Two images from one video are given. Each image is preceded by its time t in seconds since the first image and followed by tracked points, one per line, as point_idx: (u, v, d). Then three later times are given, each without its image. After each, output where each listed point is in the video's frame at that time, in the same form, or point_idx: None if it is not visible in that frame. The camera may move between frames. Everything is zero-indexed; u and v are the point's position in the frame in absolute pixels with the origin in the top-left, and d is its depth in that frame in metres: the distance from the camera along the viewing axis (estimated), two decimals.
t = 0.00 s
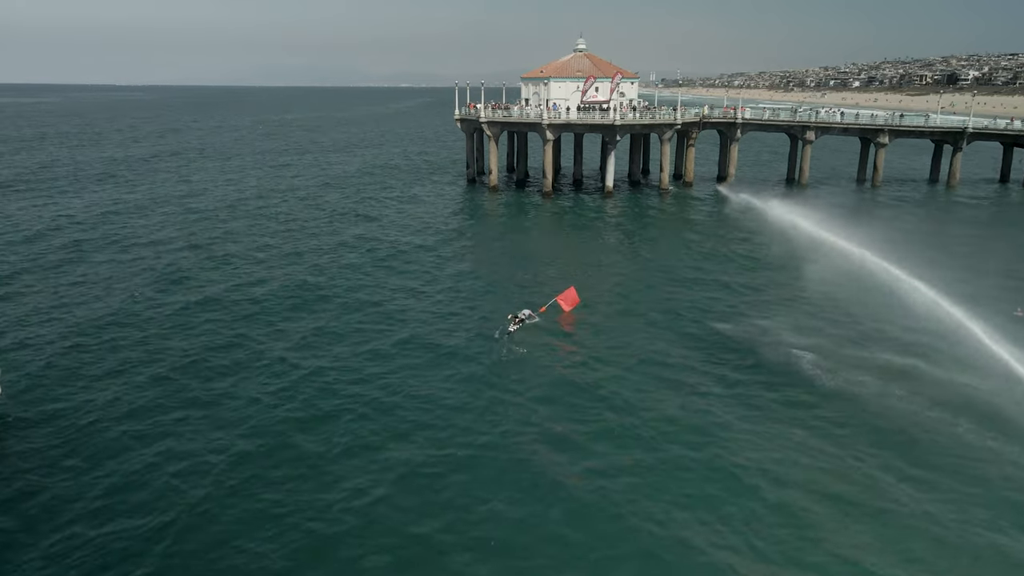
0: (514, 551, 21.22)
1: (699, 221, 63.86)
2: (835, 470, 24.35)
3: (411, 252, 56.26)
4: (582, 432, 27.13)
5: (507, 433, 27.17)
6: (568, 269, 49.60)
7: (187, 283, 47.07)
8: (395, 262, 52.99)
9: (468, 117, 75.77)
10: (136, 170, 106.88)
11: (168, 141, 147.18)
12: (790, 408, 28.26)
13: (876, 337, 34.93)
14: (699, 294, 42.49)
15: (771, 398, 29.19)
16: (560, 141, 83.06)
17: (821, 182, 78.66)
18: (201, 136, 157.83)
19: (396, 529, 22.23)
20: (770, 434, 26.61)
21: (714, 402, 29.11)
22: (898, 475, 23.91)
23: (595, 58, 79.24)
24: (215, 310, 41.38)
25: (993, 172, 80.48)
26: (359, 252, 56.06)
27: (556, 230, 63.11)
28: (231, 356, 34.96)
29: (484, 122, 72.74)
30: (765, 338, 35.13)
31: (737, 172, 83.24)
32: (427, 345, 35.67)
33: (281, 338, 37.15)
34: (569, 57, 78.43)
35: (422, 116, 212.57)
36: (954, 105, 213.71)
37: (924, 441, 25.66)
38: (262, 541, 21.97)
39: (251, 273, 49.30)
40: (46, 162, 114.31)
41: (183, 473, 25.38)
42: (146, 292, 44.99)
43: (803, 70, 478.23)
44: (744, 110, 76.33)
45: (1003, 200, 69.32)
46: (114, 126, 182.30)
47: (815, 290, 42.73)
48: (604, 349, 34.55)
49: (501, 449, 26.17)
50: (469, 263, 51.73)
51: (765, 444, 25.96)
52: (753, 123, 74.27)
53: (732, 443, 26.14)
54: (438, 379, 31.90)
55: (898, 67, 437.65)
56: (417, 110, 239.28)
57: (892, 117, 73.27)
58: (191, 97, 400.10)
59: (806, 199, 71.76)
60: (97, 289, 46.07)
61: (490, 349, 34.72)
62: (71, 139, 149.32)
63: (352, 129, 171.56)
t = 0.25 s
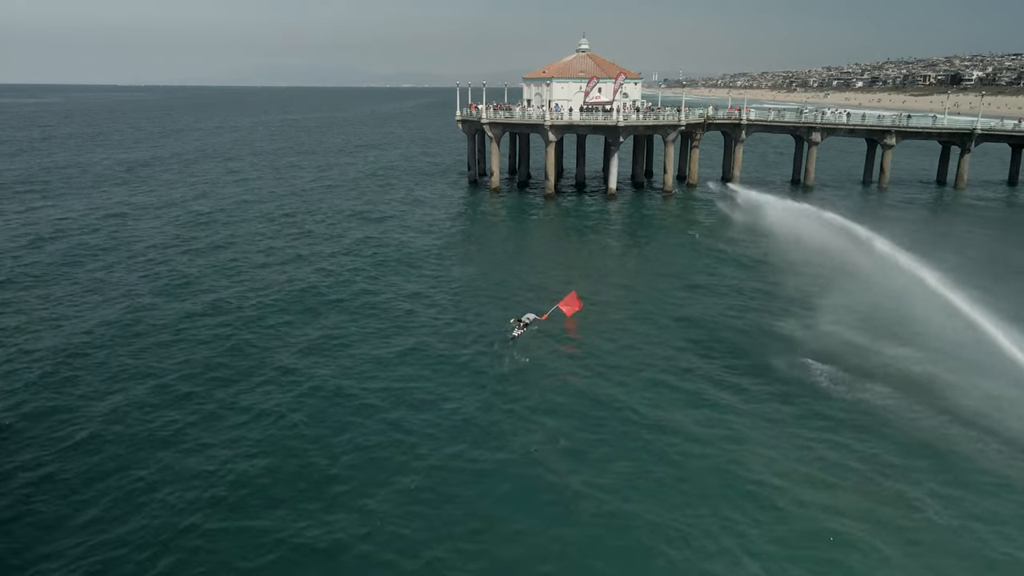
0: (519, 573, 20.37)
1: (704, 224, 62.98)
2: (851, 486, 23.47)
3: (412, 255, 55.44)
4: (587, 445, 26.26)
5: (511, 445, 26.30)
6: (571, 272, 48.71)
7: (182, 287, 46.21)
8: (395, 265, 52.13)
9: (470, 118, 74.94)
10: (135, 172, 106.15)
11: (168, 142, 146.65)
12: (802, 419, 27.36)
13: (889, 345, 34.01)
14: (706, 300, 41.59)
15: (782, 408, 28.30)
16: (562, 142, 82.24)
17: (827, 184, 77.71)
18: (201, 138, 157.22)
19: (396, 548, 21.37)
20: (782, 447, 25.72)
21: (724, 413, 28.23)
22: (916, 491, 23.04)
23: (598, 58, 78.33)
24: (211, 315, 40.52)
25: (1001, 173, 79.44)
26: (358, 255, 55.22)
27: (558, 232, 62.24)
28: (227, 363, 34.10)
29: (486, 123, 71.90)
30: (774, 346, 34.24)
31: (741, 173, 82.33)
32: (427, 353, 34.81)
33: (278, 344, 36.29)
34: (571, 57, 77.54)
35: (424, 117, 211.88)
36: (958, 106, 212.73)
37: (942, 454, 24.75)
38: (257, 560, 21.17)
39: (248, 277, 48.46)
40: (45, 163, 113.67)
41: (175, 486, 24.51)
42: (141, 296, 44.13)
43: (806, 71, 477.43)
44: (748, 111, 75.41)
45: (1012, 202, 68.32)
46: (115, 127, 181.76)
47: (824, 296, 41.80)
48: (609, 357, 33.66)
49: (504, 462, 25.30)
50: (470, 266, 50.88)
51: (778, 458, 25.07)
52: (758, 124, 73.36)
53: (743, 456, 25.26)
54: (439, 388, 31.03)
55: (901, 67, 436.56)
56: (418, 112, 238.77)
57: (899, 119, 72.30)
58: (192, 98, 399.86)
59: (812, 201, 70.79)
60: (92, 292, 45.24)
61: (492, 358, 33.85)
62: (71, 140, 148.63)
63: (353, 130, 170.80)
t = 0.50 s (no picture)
0: None
1: (708, 227, 62.04)
2: (867, 504, 22.54)
3: (411, 257, 54.57)
4: (592, 460, 25.33)
5: (512, 459, 25.38)
6: (574, 276, 47.77)
7: (177, 290, 45.33)
8: (394, 268, 51.22)
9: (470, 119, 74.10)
10: (133, 172, 105.36)
11: (167, 143, 145.84)
12: (814, 433, 26.40)
13: (902, 353, 33.05)
14: (711, 306, 40.65)
15: (793, 421, 27.38)
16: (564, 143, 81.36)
17: (832, 186, 76.74)
18: (201, 137, 156.52)
19: (392, 569, 20.48)
20: (794, 463, 24.80)
21: (733, 426, 27.29)
22: (935, 509, 22.11)
23: (600, 58, 77.46)
24: (205, 321, 39.63)
25: (1008, 176, 78.48)
26: (357, 257, 54.32)
27: (559, 235, 61.36)
28: (221, 371, 33.22)
29: (487, 124, 71.03)
30: (783, 355, 33.29)
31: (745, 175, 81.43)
32: (426, 362, 33.90)
33: (273, 352, 35.40)
34: (573, 57, 76.66)
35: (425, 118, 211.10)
36: (961, 106, 211.74)
37: (961, 470, 23.81)
38: None
39: (244, 280, 47.57)
40: (43, 163, 112.86)
41: (164, 502, 23.61)
42: (135, 300, 43.24)
43: (807, 71, 476.23)
44: (752, 112, 74.49)
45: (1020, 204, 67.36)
46: (115, 128, 181.16)
47: (834, 302, 40.82)
48: (613, 367, 32.72)
49: (506, 478, 24.38)
50: (470, 270, 49.96)
51: (790, 474, 24.15)
52: (762, 125, 72.48)
53: (754, 472, 24.32)
54: (438, 399, 30.11)
55: (903, 67, 435.28)
56: (419, 112, 237.80)
57: (905, 120, 71.37)
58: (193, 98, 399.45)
59: (817, 203, 69.80)
60: (84, 296, 44.37)
61: (493, 367, 32.93)
62: (70, 140, 147.93)
63: (353, 131, 169.97)
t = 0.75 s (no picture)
0: None
1: (711, 229, 61.15)
2: (883, 525, 21.66)
3: (410, 261, 53.69)
4: (596, 476, 24.45)
5: (515, 475, 24.54)
6: (575, 280, 46.87)
7: (173, 296, 44.56)
8: (393, 272, 50.38)
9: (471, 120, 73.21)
10: (132, 173, 104.55)
11: (166, 143, 144.93)
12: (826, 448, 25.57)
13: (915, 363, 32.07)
14: (717, 312, 39.76)
15: (803, 435, 26.48)
16: (565, 144, 80.44)
17: (837, 187, 75.80)
18: (200, 138, 155.68)
19: None
20: (807, 479, 23.94)
21: (742, 439, 26.42)
22: (954, 530, 21.22)
23: (602, 58, 76.53)
24: (201, 328, 38.84)
25: (1015, 177, 77.51)
26: (356, 261, 53.49)
27: (561, 238, 60.46)
28: (214, 381, 32.39)
29: (487, 125, 70.12)
30: (792, 365, 32.39)
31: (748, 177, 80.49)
32: (426, 371, 33.03)
33: (269, 360, 34.58)
34: (574, 57, 75.75)
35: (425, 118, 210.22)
36: (964, 106, 210.54)
37: (980, 487, 22.90)
38: None
39: (241, 285, 46.76)
40: (39, 164, 111.96)
41: (154, 519, 22.85)
42: (130, 307, 42.46)
43: (809, 71, 475.19)
44: (756, 113, 73.59)
45: None
46: (115, 128, 180.45)
47: (842, 308, 39.84)
48: (617, 378, 31.80)
49: (507, 494, 23.56)
50: (471, 274, 49.09)
51: (802, 491, 23.27)
52: (766, 126, 71.56)
53: (764, 490, 23.44)
54: (438, 411, 29.27)
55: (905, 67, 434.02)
56: (420, 112, 236.89)
57: (911, 121, 70.42)
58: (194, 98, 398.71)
59: (823, 204, 68.82)
60: (78, 302, 43.58)
61: (493, 377, 32.05)
62: (68, 141, 147.06)
63: (353, 131, 169.08)
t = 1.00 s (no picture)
0: None
1: (714, 231, 60.23)
2: (896, 547, 20.79)
3: (408, 264, 52.85)
4: (600, 494, 23.56)
5: (514, 492, 23.73)
6: (577, 284, 45.99)
7: (167, 301, 43.72)
8: (391, 276, 49.51)
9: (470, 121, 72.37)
10: (129, 173, 103.69)
11: (164, 143, 144.19)
12: (838, 464, 24.69)
13: (927, 374, 31.19)
14: (722, 318, 38.86)
15: (814, 450, 25.58)
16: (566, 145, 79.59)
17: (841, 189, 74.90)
18: (199, 138, 154.98)
19: None
20: (819, 498, 23.04)
21: (751, 454, 25.52)
22: (971, 554, 20.33)
23: (603, 59, 75.67)
24: (194, 335, 37.99)
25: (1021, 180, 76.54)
26: (354, 265, 52.61)
27: (561, 240, 59.58)
28: (207, 391, 31.53)
29: (487, 127, 69.29)
30: (801, 374, 31.49)
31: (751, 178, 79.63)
32: (424, 381, 32.15)
33: (263, 369, 33.72)
34: (575, 58, 74.90)
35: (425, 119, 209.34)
36: (965, 107, 209.73)
37: (996, 507, 22.06)
38: None
39: (236, 290, 45.91)
40: (37, 164, 111.21)
41: (140, 537, 22.10)
42: (123, 313, 41.62)
43: (810, 72, 474.43)
44: (759, 114, 72.72)
45: None
46: (114, 128, 179.59)
47: (850, 315, 38.95)
48: (621, 388, 30.91)
49: (507, 513, 22.67)
50: (470, 277, 48.24)
51: (815, 511, 22.37)
52: (769, 127, 70.67)
53: (775, 509, 22.53)
54: (436, 423, 28.38)
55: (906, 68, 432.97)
56: (420, 113, 235.91)
57: (916, 122, 69.51)
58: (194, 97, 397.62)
59: (827, 206, 67.91)
60: (70, 307, 42.74)
61: (493, 387, 31.17)
62: (67, 141, 146.36)
63: (353, 132, 168.26)
